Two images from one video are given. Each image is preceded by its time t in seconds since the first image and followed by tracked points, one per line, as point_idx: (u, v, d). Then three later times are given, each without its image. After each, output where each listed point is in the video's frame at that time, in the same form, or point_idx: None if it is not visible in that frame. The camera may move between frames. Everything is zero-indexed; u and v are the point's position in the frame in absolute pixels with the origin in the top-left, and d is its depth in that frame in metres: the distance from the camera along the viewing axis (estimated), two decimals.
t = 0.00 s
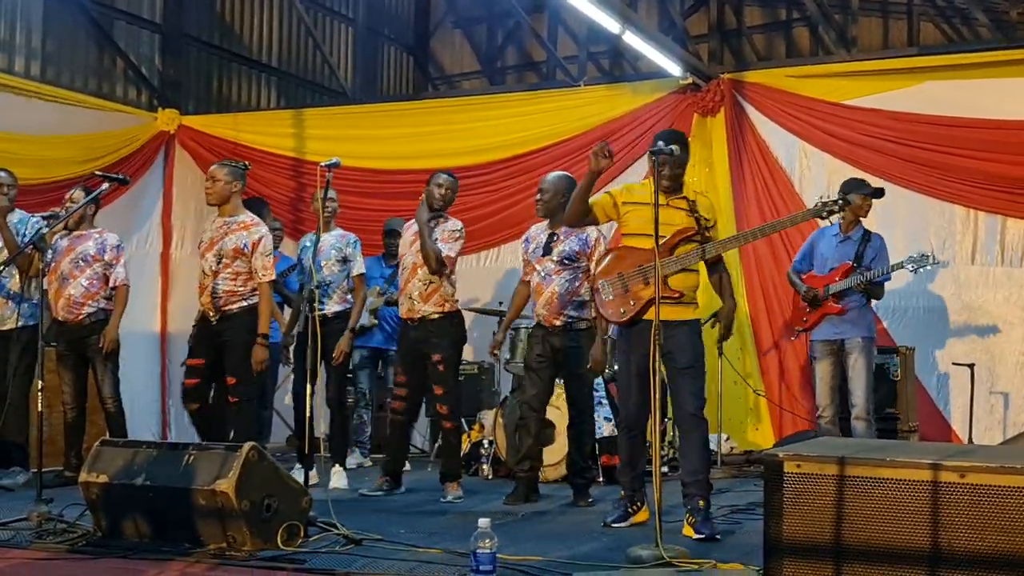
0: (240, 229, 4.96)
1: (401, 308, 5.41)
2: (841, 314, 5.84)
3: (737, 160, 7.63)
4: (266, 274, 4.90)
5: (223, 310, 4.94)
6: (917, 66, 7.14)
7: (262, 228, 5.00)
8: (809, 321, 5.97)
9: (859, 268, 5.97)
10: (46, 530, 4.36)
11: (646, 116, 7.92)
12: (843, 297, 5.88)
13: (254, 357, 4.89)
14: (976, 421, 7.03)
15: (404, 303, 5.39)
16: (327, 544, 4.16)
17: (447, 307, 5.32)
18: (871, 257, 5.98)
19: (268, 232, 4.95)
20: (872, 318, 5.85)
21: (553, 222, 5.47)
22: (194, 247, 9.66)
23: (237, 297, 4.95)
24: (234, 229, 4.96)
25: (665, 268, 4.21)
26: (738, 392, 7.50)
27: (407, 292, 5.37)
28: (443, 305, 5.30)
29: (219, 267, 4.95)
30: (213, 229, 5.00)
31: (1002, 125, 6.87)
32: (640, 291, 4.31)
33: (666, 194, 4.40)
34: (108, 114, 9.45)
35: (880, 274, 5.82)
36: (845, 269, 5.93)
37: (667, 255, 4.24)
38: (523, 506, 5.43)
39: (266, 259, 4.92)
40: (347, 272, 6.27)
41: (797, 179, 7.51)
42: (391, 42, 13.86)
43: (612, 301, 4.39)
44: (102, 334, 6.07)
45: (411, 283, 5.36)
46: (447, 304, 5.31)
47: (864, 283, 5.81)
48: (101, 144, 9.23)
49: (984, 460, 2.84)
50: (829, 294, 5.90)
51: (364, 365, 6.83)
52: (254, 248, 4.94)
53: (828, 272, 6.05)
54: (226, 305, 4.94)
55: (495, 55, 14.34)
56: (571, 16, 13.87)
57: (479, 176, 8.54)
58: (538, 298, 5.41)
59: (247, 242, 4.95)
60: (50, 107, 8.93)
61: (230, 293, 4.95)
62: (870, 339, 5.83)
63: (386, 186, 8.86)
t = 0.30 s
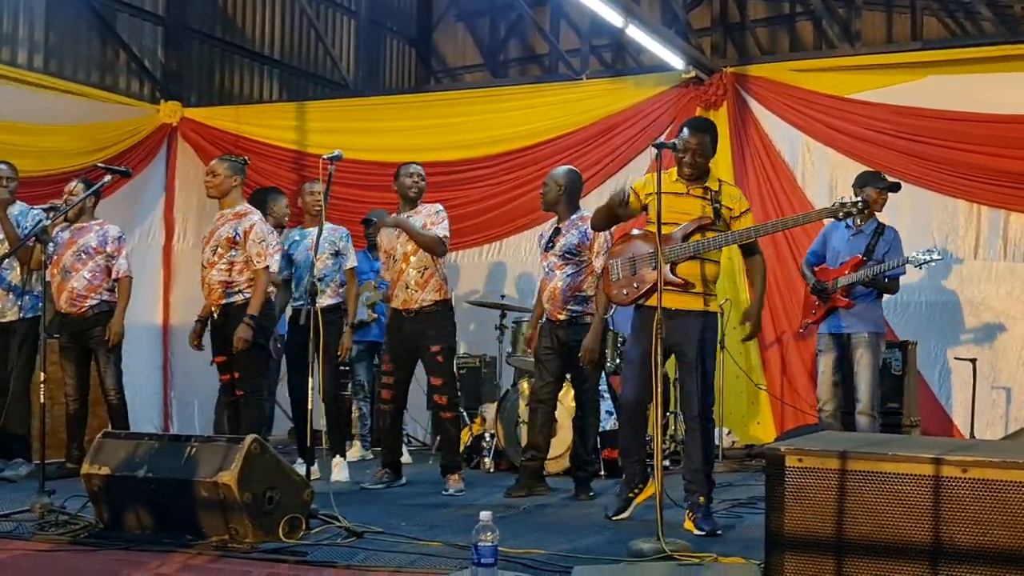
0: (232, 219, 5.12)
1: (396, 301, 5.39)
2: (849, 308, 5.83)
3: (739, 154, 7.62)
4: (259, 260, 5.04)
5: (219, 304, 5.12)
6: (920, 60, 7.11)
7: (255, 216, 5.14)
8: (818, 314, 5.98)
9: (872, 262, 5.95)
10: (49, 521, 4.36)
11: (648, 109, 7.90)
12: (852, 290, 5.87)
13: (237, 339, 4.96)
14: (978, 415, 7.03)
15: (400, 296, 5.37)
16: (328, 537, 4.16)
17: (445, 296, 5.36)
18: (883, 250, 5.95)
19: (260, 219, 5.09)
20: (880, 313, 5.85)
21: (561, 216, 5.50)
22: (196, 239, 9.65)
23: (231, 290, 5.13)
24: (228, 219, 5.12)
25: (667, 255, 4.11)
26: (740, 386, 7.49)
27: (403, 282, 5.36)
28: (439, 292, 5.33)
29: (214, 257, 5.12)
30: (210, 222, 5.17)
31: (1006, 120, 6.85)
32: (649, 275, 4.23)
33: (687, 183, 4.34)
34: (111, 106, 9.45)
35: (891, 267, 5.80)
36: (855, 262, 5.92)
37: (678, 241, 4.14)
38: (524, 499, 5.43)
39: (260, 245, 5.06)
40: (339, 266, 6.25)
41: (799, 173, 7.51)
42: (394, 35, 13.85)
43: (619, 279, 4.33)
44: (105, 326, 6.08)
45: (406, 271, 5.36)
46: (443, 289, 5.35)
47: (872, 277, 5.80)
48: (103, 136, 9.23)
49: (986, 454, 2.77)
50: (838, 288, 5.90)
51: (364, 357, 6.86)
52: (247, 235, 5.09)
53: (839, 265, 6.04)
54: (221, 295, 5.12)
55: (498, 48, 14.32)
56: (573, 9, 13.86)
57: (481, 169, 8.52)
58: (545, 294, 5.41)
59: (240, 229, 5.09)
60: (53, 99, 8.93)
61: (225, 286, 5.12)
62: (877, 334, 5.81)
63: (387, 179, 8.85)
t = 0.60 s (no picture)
0: (235, 215, 5.27)
1: (404, 308, 5.36)
2: (855, 303, 5.82)
3: (742, 152, 7.63)
4: (265, 251, 5.11)
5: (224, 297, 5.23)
6: (922, 57, 7.11)
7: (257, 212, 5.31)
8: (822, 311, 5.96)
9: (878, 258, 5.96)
10: (51, 517, 4.38)
11: (651, 105, 7.90)
12: (858, 286, 5.87)
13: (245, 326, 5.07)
14: (979, 412, 7.04)
15: (408, 302, 5.35)
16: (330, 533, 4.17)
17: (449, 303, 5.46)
18: (888, 245, 5.96)
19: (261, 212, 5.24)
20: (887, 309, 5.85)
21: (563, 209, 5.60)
22: (199, 236, 9.66)
23: (235, 284, 5.24)
24: (231, 216, 5.28)
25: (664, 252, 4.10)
26: (742, 384, 7.49)
27: (413, 290, 5.35)
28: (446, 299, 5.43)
29: (221, 256, 5.26)
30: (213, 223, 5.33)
31: (1009, 116, 6.84)
32: (645, 275, 4.17)
33: (680, 174, 4.30)
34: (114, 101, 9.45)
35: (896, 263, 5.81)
36: (861, 258, 5.93)
37: (673, 239, 4.13)
38: (526, 495, 5.43)
39: (263, 237, 5.15)
40: (338, 260, 6.26)
41: (801, 169, 7.50)
42: (397, 31, 13.85)
43: (618, 284, 4.27)
44: (110, 321, 6.08)
45: (416, 280, 5.36)
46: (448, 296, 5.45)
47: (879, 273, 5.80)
48: (106, 132, 9.23)
49: (987, 452, 2.75)
50: (844, 283, 5.88)
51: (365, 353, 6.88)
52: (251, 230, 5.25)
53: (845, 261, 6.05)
54: (226, 290, 5.23)
55: (500, 44, 14.31)
56: (576, 6, 13.84)
57: (483, 167, 8.54)
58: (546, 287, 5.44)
59: (244, 226, 5.25)
60: (55, 95, 8.94)
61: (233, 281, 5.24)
62: (883, 331, 5.81)
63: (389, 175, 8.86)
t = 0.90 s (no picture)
0: (231, 212, 5.33)
1: (415, 305, 5.35)
2: (854, 301, 5.83)
3: (744, 149, 7.61)
4: (267, 248, 5.21)
5: (219, 298, 5.28)
6: (924, 53, 7.11)
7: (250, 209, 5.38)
8: (822, 309, 5.97)
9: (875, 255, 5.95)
10: (54, 513, 4.38)
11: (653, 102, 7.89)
12: (856, 283, 5.87)
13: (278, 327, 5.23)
14: (982, 409, 7.03)
15: (423, 298, 5.33)
16: (332, 530, 4.16)
17: (456, 302, 5.47)
18: (884, 242, 5.96)
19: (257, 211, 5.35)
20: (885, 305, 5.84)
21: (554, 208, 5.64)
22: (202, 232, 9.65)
23: (230, 284, 5.27)
24: (226, 214, 5.33)
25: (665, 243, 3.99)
26: (743, 380, 7.48)
27: (431, 286, 5.34)
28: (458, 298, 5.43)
29: (216, 253, 5.30)
30: (207, 224, 5.37)
31: (1012, 113, 6.83)
32: (636, 270, 4.04)
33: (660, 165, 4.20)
34: (117, 98, 9.47)
35: (894, 260, 5.79)
36: (859, 255, 5.90)
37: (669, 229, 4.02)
38: (528, 492, 5.44)
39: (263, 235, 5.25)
40: (344, 257, 6.32)
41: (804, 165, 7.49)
42: (399, 28, 13.85)
43: (607, 282, 4.15)
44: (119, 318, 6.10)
45: (437, 276, 5.35)
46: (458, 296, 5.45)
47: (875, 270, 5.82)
48: (110, 129, 9.24)
49: (989, 448, 2.74)
50: (842, 282, 5.90)
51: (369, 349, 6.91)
52: (248, 227, 5.33)
53: (842, 259, 6.02)
54: (221, 291, 5.28)
55: (503, 41, 14.31)
56: (579, 2, 13.82)
57: (486, 163, 8.54)
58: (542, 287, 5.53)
59: (241, 223, 5.32)
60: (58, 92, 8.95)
61: (228, 281, 5.28)
62: (882, 329, 5.80)
63: (391, 171, 8.87)
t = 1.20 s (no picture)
0: (223, 215, 5.20)
1: (427, 295, 5.32)
2: (846, 298, 5.82)
3: (746, 147, 7.60)
4: (259, 257, 5.14)
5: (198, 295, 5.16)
6: (926, 52, 7.11)
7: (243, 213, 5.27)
8: (813, 309, 5.97)
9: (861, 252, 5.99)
10: (56, 510, 4.38)
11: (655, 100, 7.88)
12: (847, 280, 5.86)
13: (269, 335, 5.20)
14: (984, 407, 7.03)
15: (433, 290, 5.29)
16: (333, 527, 4.16)
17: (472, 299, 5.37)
18: (869, 239, 5.99)
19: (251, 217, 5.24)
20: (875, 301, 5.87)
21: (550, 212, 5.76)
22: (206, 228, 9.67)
23: (213, 280, 5.15)
24: (217, 215, 5.19)
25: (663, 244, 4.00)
26: (745, 378, 7.48)
27: (442, 279, 5.29)
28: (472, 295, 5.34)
29: (199, 251, 5.16)
30: (192, 218, 5.19)
31: (1012, 110, 6.84)
32: (640, 272, 4.03)
33: (644, 164, 4.14)
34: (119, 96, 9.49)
35: (881, 255, 5.84)
36: (846, 252, 5.92)
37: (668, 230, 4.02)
38: (529, 490, 5.44)
39: (255, 243, 5.18)
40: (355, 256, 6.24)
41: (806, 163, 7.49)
42: (401, 26, 13.84)
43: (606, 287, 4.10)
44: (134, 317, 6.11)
45: (449, 269, 5.29)
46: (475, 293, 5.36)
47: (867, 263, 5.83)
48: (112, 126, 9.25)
49: (990, 446, 2.74)
50: (830, 280, 5.90)
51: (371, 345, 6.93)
52: (240, 233, 5.21)
53: (829, 258, 6.02)
54: (202, 288, 5.15)
55: (505, 39, 14.30)
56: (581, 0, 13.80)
57: (485, 160, 8.53)
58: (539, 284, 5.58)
59: (233, 227, 5.19)
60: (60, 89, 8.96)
61: (212, 279, 5.15)
62: (874, 325, 5.81)
63: (393, 169, 8.86)
